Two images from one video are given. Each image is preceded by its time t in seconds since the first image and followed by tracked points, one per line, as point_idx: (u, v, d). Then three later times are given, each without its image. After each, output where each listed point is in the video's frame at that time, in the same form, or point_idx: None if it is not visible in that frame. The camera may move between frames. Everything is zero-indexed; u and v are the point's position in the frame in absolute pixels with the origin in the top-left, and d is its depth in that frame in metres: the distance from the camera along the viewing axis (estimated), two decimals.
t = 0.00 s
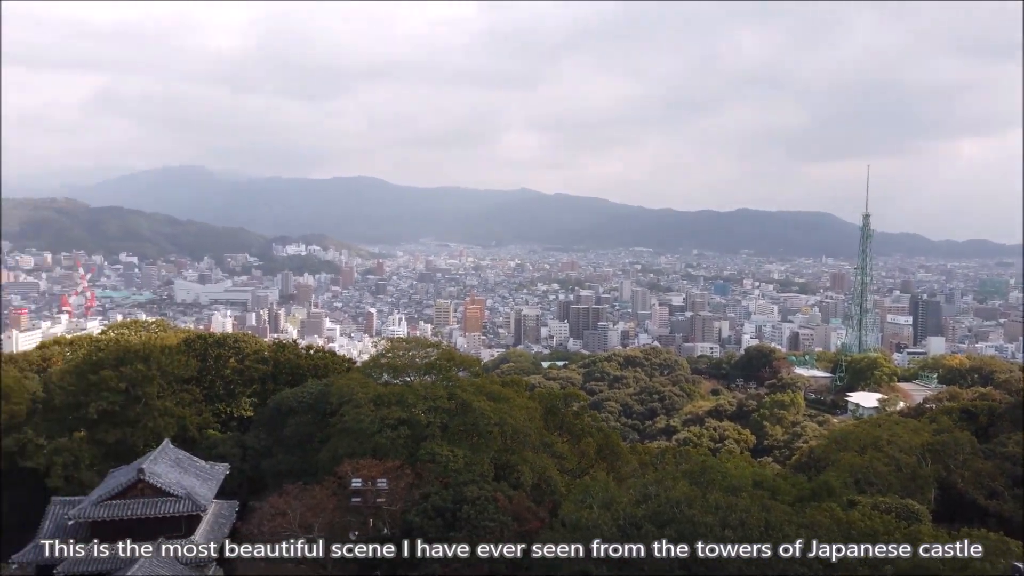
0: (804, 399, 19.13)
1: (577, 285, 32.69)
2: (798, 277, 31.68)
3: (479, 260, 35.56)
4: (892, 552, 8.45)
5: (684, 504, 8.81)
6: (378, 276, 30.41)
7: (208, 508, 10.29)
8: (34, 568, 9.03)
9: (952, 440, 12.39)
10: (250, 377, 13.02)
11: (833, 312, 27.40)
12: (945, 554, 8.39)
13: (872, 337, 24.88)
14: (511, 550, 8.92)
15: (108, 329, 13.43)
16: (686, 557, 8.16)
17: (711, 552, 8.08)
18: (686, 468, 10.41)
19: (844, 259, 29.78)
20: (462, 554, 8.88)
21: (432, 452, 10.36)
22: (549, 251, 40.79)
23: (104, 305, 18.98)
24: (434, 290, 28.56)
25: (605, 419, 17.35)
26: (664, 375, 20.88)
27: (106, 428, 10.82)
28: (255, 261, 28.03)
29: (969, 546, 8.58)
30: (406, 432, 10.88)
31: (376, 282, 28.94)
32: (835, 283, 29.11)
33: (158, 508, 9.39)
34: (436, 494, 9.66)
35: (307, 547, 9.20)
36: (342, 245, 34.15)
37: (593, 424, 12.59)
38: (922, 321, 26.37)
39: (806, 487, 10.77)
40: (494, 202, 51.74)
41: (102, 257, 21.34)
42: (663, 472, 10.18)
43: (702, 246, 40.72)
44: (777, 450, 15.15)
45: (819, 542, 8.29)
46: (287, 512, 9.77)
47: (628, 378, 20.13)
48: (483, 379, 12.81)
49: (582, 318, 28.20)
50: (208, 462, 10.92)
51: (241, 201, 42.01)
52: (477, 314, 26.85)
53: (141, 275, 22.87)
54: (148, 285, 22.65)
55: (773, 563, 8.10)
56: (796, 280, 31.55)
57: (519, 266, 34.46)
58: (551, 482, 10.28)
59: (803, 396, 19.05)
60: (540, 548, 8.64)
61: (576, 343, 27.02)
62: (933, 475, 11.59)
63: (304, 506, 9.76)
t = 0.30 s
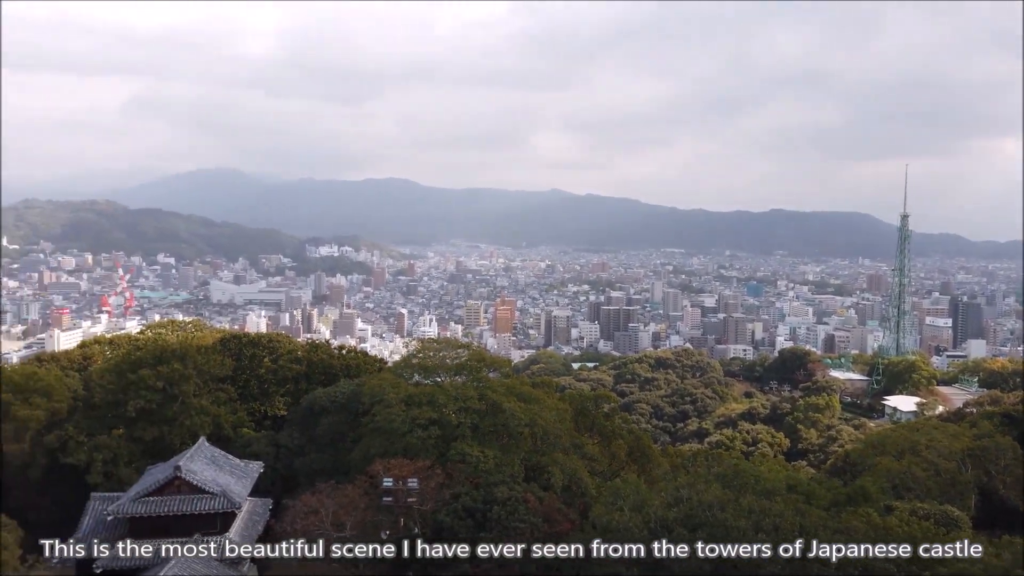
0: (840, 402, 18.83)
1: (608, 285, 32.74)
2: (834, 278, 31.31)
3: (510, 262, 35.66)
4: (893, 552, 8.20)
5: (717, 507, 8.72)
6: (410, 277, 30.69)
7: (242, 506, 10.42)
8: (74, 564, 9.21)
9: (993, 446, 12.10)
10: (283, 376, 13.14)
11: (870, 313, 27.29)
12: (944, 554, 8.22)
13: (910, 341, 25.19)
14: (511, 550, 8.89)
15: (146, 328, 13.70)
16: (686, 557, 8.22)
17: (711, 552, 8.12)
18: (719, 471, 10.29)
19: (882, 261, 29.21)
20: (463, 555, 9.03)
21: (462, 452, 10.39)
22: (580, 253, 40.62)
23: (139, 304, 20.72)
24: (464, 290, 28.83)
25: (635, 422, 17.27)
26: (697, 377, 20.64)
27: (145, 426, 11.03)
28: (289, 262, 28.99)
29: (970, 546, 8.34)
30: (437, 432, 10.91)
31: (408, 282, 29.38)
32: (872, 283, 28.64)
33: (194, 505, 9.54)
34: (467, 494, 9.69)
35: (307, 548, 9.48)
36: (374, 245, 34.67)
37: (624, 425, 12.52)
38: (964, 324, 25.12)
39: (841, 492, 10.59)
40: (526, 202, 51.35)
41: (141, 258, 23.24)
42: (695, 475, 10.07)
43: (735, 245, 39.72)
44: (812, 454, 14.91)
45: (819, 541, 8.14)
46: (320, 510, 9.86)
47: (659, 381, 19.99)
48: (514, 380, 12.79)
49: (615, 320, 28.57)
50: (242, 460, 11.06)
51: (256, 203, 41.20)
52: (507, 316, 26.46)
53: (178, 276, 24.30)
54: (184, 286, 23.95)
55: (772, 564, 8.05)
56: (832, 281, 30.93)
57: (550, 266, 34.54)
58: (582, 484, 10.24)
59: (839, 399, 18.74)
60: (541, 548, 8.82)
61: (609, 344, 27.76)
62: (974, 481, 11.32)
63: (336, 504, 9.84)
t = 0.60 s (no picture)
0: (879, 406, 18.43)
1: (641, 287, 31.64)
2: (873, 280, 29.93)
3: (543, 262, 35.70)
4: (893, 552, 8.17)
5: (753, 511, 8.62)
6: (443, 279, 30.97)
7: (279, 504, 10.56)
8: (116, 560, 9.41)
9: None
10: (318, 376, 13.26)
11: (912, 316, 26.29)
12: (943, 554, 8.27)
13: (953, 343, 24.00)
14: (510, 550, 9.04)
15: (185, 327, 13.96)
16: (686, 556, 8.35)
17: (711, 552, 8.20)
18: (754, 475, 10.17)
19: (924, 262, 28.15)
20: (463, 554, 9.28)
21: (495, 452, 10.40)
22: (613, 253, 40.15)
23: (179, 305, 22.86)
24: (498, 291, 29.12)
25: (669, 424, 17.19)
26: (732, 380, 20.39)
27: (184, 424, 11.23)
28: (325, 263, 29.83)
29: (969, 545, 8.46)
30: (470, 432, 10.93)
31: (441, 284, 29.65)
32: (913, 287, 27.98)
33: (232, 502, 9.68)
34: (500, 494, 9.70)
35: (307, 548, 9.57)
36: (409, 247, 35.41)
37: (657, 427, 12.42)
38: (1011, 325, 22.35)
39: (880, 497, 10.40)
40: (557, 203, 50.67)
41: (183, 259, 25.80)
42: (731, 479, 9.96)
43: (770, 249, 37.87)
44: (852, 459, 14.61)
45: (819, 541, 8.12)
46: (355, 508, 9.97)
47: (694, 382, 19.80)
48: (547, 381, 12.76)
49: (648, 321, 28.18)
50: (279, 458, 11.21)
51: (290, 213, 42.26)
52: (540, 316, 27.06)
53: (217, 276, 26.08)
54: (223, 285, 25.68)
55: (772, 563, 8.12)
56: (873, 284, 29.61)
57: (583, 266, 34.45)
58: (616, 485, 10.17)
59: (878, 403, 18.31)
60: (541, 547, 8.85)
61: (643, 345, 27.43)
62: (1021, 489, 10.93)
63: (371, 503, 9.93)
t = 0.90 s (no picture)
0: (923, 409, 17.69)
1: (678, 287, 30.21)
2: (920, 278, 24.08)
3: (578, 262, 35.66)
4: (892, 552, 7.97)
5: (793, 516, 8.46)
6: (478, 278, 31.34)
7: (317, 501, 10.69)
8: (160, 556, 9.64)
9: None
10: (355, 375, 13.36)
11: (960, 315, 21.09)
12: (942, 555, 8.01)
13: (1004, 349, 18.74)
14: (510, 550, 9.26)
15: (226, 326, 14.18)
16: (686, 556, 8.44)
17: (711, 552, 8.31)
18: (794, 479, 10.00)
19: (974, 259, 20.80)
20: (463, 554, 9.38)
21: (530, 452, 10.39)
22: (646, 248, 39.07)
23: (220, 304, 23.79)
24: (533, 291, 29.33)
25: (706, 426, 17.04)
26: (770, 382, 20.10)
27: (225, 421, 11.41)
28: (362, 263, 30.46)
29: (970, 546, 8.15)
30: (505, 433, 10.93)
31: (475, 283, 29.94)
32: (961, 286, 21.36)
33: (271, 499, 9.82)
34: (535, 495, 9.68)
35: (306, 548, 9.54)
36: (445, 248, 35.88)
37: (695, 429, 12.28)
38: None
39: (925, 504, 10.17)
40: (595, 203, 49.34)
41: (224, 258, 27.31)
42: (770, 482, 9.83)
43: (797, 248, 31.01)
44: (895, 465, 14.26)
45: (819, 541, 7.99)
46: (391, 507, 10.05)
47: (732, 384, 19.63)
48: (582, 382, 12.71)
49: (685, 321, 27.69)
50: (317, 455, 11.37)
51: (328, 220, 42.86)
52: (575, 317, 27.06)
53: (257, 276, 26.74)
54: (263, 285, 26.15)
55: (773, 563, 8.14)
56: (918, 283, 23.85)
57: (618, 266, 34.30)
58: (652, 488, 10.08)
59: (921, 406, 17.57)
60: (542, 548, 8.93)
61: (678, 347, 27.08)
62: None
63: (407, 501, 10.00)
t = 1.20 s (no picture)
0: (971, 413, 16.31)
1: (719, 289, 30.41)
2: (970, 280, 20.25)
3: (616, 265, 35.59)
4: (891, 552, 7.89)
5: (838, 524, 8.29)
6: (517, 280, 32.41)
7: (357, 500, 10.79)
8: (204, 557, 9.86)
9: None
10: (394, 376, 13.47)
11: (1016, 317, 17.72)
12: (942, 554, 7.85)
13: None
14: (510, 550, 9.48)
15: (271, 327, 14.45)
16: (685, 557, 8.82)
17: (710, 552, 8.53)
18: (838, 485, 9.79)
19: None
20: (463, 554, 9.57)
21: (568, 455, 10.36)
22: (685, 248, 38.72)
23: (264, 306, 24.38)
24: (571, 294, 29.56)
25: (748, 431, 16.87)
26: (814, 387, 19.79)
27: (268, 420, 11.61)
28: (401, 266, 30.91)
29: (970, 546, 8.03)
30: (544, 435, 10.93)
31: (515, 285, 31.35)
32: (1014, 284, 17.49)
33: (313, 497, 9.95)
34: (573, 497, 9.64)
35: (305, 547, 9.19)
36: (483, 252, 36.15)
37: (736, 435, 12.11)
38: None
39: (977, 513, 9.81)
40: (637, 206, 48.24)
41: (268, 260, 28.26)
42: (813, 488, 9.66)
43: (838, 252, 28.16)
44: (944, 472, 13.84)
45: (818, 541, 8.12)
46: (430, 507, 10.09)
47: (774, 389, 19.54)
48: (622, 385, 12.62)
49: (726, 324, 27.35)
50: (358, 455, 11.49)
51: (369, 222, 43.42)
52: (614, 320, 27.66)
53: (300, 276, 27.66)
54: (304, 287, 26.84)
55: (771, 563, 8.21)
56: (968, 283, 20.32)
57: (657, 268, 34.15)
58: (693, 492, 9.98)
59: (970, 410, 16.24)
60: (541, 548, 9.26)
61: (719, 349, 26.88)
62: None
63: (446, 502, 10.04)
